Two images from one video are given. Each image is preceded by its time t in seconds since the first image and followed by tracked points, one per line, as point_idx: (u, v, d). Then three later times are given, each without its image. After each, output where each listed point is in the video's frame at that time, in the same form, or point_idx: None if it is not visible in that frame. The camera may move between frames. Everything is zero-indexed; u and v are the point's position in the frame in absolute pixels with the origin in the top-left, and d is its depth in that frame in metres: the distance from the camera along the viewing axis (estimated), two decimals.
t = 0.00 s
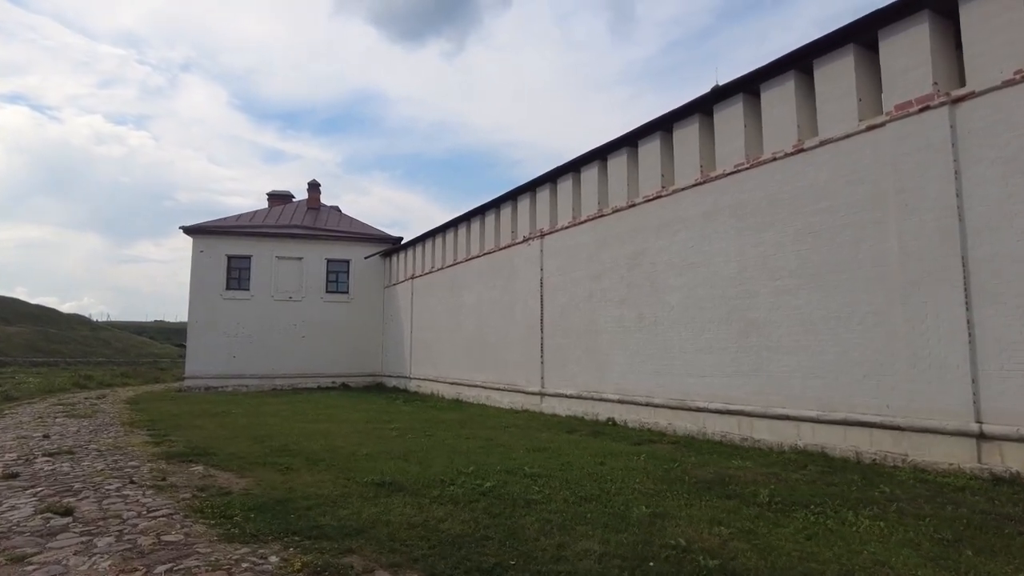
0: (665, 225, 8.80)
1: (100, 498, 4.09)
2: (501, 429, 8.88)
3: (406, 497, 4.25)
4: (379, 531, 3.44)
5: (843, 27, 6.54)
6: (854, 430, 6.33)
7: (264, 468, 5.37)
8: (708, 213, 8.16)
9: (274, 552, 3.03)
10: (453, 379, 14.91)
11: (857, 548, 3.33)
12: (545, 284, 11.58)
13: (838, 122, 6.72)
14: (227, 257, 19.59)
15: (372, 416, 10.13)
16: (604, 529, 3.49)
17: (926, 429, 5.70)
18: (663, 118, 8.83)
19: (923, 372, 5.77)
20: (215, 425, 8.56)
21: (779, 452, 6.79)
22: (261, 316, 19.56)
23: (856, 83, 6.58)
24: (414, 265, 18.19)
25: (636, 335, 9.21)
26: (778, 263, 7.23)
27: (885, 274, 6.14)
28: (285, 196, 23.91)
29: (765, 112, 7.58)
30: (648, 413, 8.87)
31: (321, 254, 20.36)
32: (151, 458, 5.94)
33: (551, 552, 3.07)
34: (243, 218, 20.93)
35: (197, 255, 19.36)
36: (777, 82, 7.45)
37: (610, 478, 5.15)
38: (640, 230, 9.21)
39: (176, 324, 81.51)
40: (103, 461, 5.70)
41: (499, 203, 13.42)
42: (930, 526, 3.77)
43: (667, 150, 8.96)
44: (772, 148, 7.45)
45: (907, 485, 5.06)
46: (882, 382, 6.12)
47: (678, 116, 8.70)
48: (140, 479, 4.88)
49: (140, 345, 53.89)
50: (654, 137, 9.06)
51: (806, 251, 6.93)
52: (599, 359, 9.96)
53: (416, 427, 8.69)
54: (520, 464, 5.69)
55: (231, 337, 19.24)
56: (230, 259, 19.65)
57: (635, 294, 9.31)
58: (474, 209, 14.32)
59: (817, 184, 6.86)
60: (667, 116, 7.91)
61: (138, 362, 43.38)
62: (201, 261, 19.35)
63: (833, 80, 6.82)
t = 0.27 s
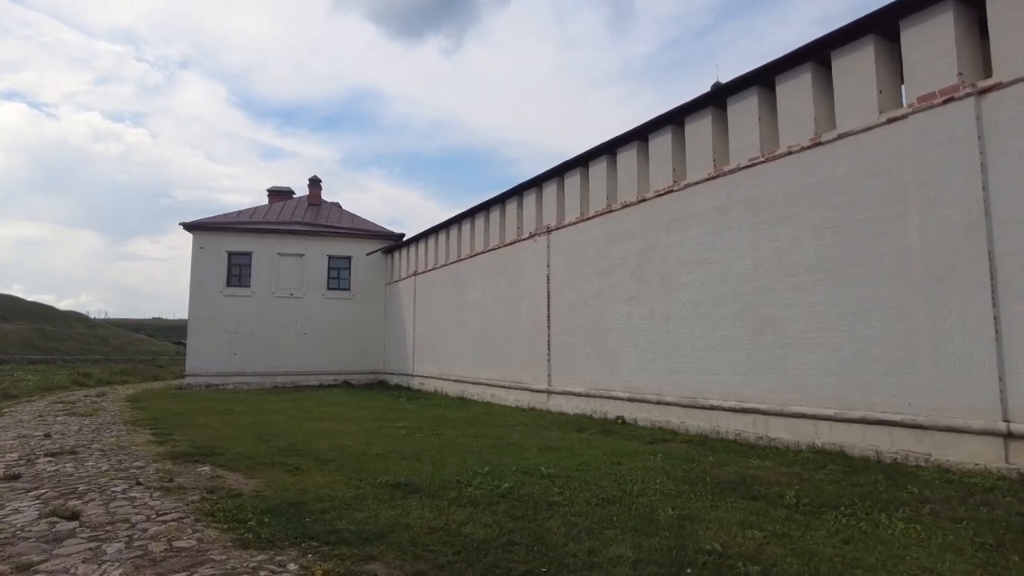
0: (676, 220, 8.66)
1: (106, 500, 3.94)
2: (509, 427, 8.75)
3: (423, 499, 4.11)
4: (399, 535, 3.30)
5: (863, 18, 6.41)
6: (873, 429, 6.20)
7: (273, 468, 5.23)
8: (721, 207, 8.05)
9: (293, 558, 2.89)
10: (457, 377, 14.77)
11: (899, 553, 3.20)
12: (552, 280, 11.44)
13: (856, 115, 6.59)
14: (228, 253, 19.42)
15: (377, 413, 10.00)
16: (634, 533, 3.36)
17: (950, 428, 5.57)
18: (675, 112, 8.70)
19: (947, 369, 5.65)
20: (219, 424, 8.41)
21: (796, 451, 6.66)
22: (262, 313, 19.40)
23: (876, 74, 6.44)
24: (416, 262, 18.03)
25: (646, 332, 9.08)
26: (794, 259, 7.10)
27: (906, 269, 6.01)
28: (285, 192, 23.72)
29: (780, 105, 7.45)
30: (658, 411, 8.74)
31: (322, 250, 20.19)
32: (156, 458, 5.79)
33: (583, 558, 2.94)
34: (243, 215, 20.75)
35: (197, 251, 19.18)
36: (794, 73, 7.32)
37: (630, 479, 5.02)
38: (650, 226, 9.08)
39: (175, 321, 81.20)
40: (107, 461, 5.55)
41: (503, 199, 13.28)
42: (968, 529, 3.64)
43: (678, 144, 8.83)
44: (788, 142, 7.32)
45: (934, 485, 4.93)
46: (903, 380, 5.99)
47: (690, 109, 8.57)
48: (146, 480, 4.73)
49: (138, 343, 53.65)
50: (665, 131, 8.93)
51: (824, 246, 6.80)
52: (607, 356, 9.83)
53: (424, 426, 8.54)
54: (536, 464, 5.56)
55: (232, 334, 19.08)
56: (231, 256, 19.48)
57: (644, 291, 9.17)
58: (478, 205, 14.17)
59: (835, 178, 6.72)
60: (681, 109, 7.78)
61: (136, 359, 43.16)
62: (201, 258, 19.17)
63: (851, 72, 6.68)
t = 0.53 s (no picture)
0: (687, 217, 8.55)
1: (114, 503, 3.82)
2: (518, 427, 8.63)
3: (441, 501, 4.00)
4: (420, 539, 3.19)
5: (881, 10, 6.29)
6: (893, 428, 6.08)
7: (283, 469, 5.10)
8: (734, 204, 7.94)
9: (312, 565, 2.77)
10: (462, 376, 14.65)
11: (940, 558, 3.08)
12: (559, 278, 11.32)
13: (875, 109, 6.46)
14: (230, 251, 19.28)
15: (383, 413, 9.88)
16: (664, 537, 3.24)
17: (974, 427, 5.44)
18: (686, 107, 8.59)
19: (970, 368, 5.52)
20: (224, 423, 8.29)
21: (813, 451, 6.55)
22: (264, 312, 19.27)
23: (895, 67, 6.31)
24: (420, 260, 17.89)
25: (656, 330, 8.96)
26: (811, 255, 6.99)
27: (927, 265, 5.89)
28: (287, 190, 23.58)
29: (795, 100, 7.33)
30: (670, 410, 8.62)
31: (325, 248, 20.06)
32: (162, 458, 5.66)
33: (614, 563, 2.83)
34: (245, 213, 20.62)
35: (199, 249, 19.04)
36: (809, 67, 7.20)
37: (649, 480, 4.91)
38: (661, 222, 8.96)
39: (174, 320, 81.01)
40: (112, 462, 5.42)
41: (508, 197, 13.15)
42: (1006, 532, 3.53)
43: (689, 140, 8.71)
44: (803, 137, 7.21)
45: (961, 486, 4.81)
46: (924, 378, 5.87)
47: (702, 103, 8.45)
48: (153, 481, 4.60)
49: (138, 342, 53.51)
50: (676, 127, 8.81)
51: (841, 242, 6.69)
52: (616, 355, 9.70)
53: (432, 425, 8.42)
54: (551, 465, 5.44)
55: (234, 333, 18.96)
56: (233, 254, 19.34)
57: (654, 288, 9.05)
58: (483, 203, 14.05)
59: (853, 173, 6.60)
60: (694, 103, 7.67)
61: (137, 359, 43.03)
62: (203, 256, 19.04)
63: (869, 65, 6.55)
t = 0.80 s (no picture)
0: (698, 216, 8.44)
1: (120, 510, 3.69)
2: (527, 429, 8.51)
3: (458, 508, 3.87)
4: (442, 549, 3.07)
5: (899, 5, 6.19)
6: (912, 430, 5.95)
7: (292, 474, 4.98)
8: (746, 203, 7.83)
9: None
10: (466, 378, 14.52)
11: (984, 567, 2.96)
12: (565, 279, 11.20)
13: (892, 105, 6.36)
14: (230, 252, 19.14)
15: (389, 415, 9.75)
16: (695, 547, 3.12)
17: (997, 430, 5.32)
18: (696, 105, 8.48)
19: (994, 369, 5.41)
20: (228, 426, 8.15)
21: (830, 453, 6.44)
22: (265, 313, 19.13)
23: (913, 63, 6.21)
24: (422, 260, 17.76)
25: (666, 331, 8.84)
26: (826, 255, 6.88)
27: (949, 264, 5.78)
28: (287, 191, 23.44)
29: (809, 97, 7.23)
30: (680, 412, 8.51)
31: (326, 249, 19.92)
32: (167, 463, 5.53)
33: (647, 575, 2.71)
34: (246, 213, 20.47)
35: (199, 250, 18.90)
36: (824, 64, 7.10)
37: (668, 485, 4.79)
38: (670, 222, 8.85)
39: (173, 322, 80.77)
40: (116, 467, 5.28)
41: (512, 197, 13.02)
42: None
43: (699, 138, 8.60)
44: (817, 135, 7.10)
45: (988, 490, 4.69)
46: (945, 380, 5.75)
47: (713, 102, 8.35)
48: (159, 487, 4.47)
49: (136, 343, 53.29)
50: (686, 125, 8.70)
51: (858, 242, 6.58)
52: (624, 356, 9.58)
53: (439, 428, 8.29)
54: (566, 469, 5.31)
55: (235, 335, 18.81)
56: (233, 255, 19.20)
57: (664, 288, 8.94)
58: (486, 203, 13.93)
59: (869, 171, 6.50)
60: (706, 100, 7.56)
61: (135, 360, 42.82)
62: (203, 257, 18.89)
63: (887, 61, 6.44)
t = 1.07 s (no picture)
0: (706, 215, 8.34)
1: (123, 518, 3.57)
2: (533, 430, 8.40)
3: (472, 515, 3.76)
4: (460, 559, 2.96)
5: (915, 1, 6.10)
6: (928, 432, 5.85)
7: (298, 478, 4.86)
8: (756, 201, 7.73)
9: None
10: (467, 378, 14.41)
11: None
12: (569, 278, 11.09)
13: (907, 103, 6.27)
14: (229, 251, 18.99)
15: (392, 416, 9.62)
16: (722, 556, 3.02)
17: (1016, 432, 5.21)
18: (704, 103, 8.38)
19: (1013, 370, 5.31)
20: (229, 428, 8.03)
21: (842, 455, 6.34)
22: (264, 313, 18.98)
23: (928, 60, 6.12)
24: (422, 260, 17.63)
25: (673, 331, 8.74)
26: (838, 254, 6.79)
27: (965, 264, 5.68)
28: (286, 189, 23.27)
29: (821, 95, 7.13)
30: (688, 413, 8.41)
31: (326, 248, 19.78)
32: (170, 467, 5.40)
33: None
34: (245, 212, 20.32)
35: (198, 249, 18.74)
36: (836, 61, 7.01)
37: (684, 489, 4.69)
38: (677, 221, 8.75)
39: (170, 321, 80.46)
40: (117, 471, 5.15)
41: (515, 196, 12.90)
42: None
43: (707, 136, 8.51)
44: (829, 133, 7.01)
45: (1010, 494, 4.59)
46: (961, 381, 5.66)
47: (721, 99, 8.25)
48: (162, 493, 4.35)
49: (133, 343, 53.01)
50: (693, 123, 8.60)
51: (871, 241, 6.48)
52: (630, 357, 9.47)
53: (444, 429, 8.18)
54: (578, 473, 5.21)
55: (233, 334, 18.66)
56: (232, 254, 19.04)
57: (671, 288, 8.84)
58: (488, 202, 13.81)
59: (883, 170, 6.40)
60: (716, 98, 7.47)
61: (131, 360, 42.57)
62: (202, 256, 18.74)
63: (901, 58, 6.35)
